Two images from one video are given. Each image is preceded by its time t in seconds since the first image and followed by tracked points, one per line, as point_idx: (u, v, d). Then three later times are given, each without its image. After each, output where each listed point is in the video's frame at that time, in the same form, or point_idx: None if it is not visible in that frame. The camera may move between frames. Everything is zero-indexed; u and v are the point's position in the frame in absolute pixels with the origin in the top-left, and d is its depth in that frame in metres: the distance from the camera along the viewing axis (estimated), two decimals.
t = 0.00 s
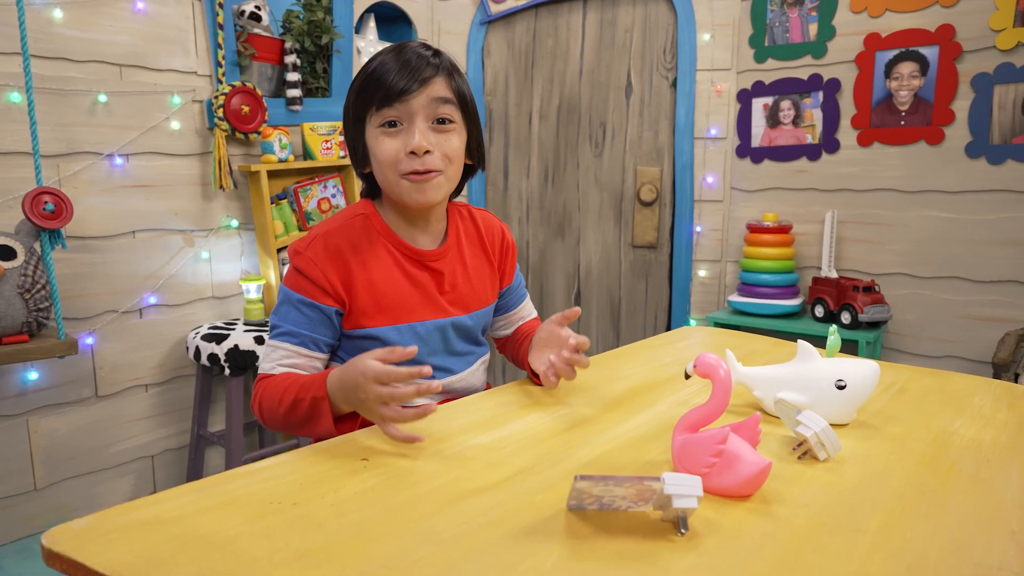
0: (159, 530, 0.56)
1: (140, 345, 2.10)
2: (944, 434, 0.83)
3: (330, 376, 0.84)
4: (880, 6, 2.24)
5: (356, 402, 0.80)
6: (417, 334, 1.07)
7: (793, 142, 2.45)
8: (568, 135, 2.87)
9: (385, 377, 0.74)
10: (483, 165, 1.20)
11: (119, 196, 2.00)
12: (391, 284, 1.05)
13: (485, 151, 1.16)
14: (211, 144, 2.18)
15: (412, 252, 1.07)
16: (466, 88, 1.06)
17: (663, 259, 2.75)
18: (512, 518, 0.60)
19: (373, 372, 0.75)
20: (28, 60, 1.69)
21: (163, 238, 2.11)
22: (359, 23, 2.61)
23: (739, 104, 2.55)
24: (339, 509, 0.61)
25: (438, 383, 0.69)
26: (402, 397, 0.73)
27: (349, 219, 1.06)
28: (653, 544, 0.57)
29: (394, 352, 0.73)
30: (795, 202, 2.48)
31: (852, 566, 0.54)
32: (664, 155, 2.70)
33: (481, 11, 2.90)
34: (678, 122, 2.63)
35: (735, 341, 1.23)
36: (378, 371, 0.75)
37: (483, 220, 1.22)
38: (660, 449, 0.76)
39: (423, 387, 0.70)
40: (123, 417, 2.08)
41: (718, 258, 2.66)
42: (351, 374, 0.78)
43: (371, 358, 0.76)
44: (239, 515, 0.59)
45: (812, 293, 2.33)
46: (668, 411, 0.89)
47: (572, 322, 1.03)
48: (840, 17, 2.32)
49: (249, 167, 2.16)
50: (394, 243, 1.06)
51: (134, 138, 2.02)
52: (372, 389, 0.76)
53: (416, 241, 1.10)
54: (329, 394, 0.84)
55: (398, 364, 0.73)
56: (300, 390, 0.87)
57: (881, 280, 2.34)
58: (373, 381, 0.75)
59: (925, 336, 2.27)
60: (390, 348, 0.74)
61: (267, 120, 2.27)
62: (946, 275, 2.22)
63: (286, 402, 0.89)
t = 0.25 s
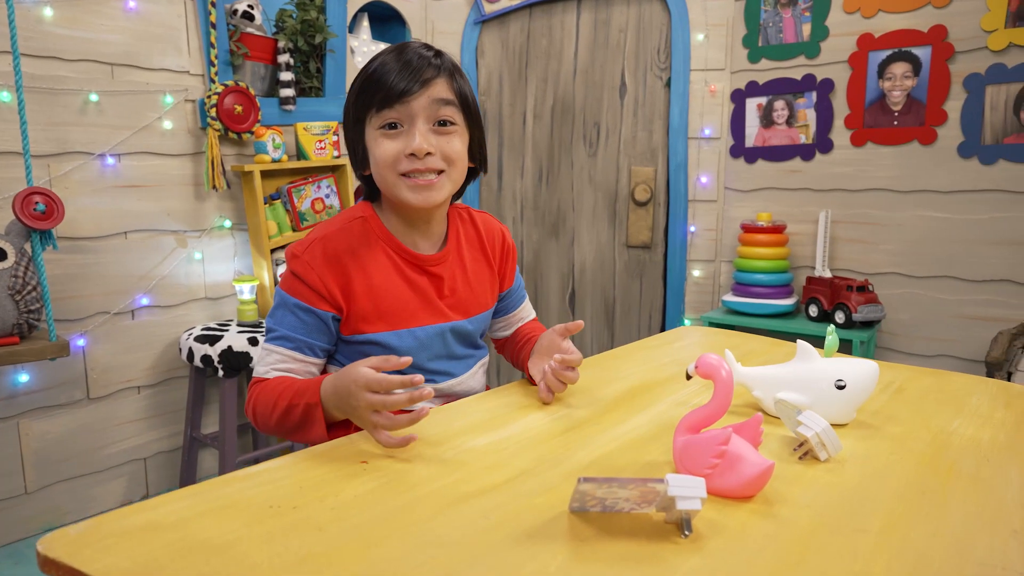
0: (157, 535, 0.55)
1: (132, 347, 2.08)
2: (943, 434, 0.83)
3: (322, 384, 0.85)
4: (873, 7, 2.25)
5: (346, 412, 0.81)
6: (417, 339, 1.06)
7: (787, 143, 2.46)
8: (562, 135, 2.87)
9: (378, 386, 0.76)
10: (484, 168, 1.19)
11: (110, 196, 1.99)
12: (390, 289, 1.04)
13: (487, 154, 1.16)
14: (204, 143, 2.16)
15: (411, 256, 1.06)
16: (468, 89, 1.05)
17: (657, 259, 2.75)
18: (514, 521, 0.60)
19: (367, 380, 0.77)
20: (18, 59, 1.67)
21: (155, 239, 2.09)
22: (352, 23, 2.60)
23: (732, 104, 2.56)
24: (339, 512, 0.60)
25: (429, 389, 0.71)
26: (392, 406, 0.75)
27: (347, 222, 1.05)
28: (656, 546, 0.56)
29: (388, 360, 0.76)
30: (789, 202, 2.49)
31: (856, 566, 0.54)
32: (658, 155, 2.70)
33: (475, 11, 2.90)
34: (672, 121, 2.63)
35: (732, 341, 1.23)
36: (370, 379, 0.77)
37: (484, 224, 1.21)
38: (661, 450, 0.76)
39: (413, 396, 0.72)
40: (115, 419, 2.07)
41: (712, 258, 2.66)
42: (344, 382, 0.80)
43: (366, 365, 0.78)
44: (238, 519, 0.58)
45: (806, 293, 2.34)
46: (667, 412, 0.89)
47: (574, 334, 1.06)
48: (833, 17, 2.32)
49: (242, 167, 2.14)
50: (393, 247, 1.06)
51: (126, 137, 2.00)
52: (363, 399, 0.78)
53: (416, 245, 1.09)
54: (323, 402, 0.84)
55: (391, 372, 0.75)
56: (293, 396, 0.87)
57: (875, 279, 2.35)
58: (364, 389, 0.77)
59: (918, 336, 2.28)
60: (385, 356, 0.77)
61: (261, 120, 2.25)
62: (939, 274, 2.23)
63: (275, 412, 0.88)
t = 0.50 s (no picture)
0: (157, 542, 0.55)
1: (124, 349, 2.06)
2: (940, 434, 0.83)
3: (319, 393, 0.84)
4: (866, 8, 2.26)
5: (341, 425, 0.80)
6: (416, 345, 1.06)
7: (780, 143, 2.47)
8: (556, 136, 2.87)
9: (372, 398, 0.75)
10: (485, 172, 1.19)
11: (102, 197, 1.97)
12: (388, 295, 1.03)
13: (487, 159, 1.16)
14: (196, 144, 2.15)
15: (409, 262, 1.06)
16: (469, 93, 1.05)
17: (651, 259, 2.75)
18: (517, 524, 0.60)
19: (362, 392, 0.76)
20: (9, 60, 1.66)
21: (147, 240, 2.08)
22: (346, 23, 2.59)
23: (726, 105, 2.56)
24: (341, 517, 0.60)
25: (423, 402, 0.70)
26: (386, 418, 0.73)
27: (344, 228, 1.04)
28: (660, 549, 0.56)
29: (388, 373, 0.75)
30: (782, 202, 2.50)
31: (859, 567, 0.54)
32: (652, 156, 2.70)
33: (469, 11, 2.89)
34: (666, 122, 2.63)
35: (729, 342, 1.23)
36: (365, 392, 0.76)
37: (482, 227, 1.21)
38: (661, 452, 0.76)
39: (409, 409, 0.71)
40: (107, 422, 2.05)
41: (705, 259, 2.67)
42: (339, 394, 0.79)
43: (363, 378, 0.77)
44: (239, 525, 0.58)
45: (799, 293, 2.35)
46: (667, 413, 0.89)
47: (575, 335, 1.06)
48: (826, 18, 2.33)
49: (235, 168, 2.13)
50: (390, 253, 1.05)
51: (118, 138, 1.99)
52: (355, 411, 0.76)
53: (414, 250, 1.09)
54: (319, 412, 0.84)
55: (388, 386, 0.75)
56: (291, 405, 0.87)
57: (868, 279, 2.36)
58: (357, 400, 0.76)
59: (911, 335, 2.30)
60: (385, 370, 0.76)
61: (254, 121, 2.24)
62: (931, 274, 2.25)
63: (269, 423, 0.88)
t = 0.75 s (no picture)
0: (159, 547, 0.54)
1: (115, 350, 2.05)
2: (938, 433, 0.84)
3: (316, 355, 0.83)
4: (857, 9, 2.27)
5: (346, 377, 0.80)
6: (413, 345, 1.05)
7: (772, 144, 2.48)
8: (549, 136, 2.87)
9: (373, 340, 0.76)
10: (482, 172, 1.19)
11: (93, 197, 1.95)
12: (384, 296, 1.03)
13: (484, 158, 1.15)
14: (188, 144, 2.13)
15: (405, 262, 1.05)
16: (465, 91, 1.04)
17: (644, 259, 2.76)
18: (522, 526, 0.60)
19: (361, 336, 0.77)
20: None
21: (139, 240, 2.06)
22: (338, 22, 2.58)
23: (718, 105, 2.57)
24: (344, 520, 0.60)
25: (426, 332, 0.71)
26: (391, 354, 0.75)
27: (339, 228, 1.04)
28: (666, 550, 0.56)
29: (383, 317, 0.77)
30: (775, 203, 2.51)
31: (865, 567, 0.54)
32: (644, 156, 2.71)
33: (462, 11, 2.89)
34: (658, 122, 2.64)
35: (726, 342, 1.24)
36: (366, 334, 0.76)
37: (477, 226, 1.21)
38: (663, 452, 0.76)
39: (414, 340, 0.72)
40: (98, 424, 2.03)
41: (698, 259, 2.68)
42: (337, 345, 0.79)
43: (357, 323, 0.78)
44: (242, 528, 0.57)
45: (792, 293, 2.36)
46: (667, 413, 0.89)
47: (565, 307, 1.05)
48: (818, 19, 2.34)
49: (227, 168, 2.11)
50: (385, 253, 1.05)
51: (108, 137, 1.97)
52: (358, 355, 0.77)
53: (411, 251, 1.08)
54: (318, 372, 0.83)
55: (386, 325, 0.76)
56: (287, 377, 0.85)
57: (859, 279, 2.37)
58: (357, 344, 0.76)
59: (902, 335, 2.31)
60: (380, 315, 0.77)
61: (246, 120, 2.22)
62: (922, 274, 2.27)
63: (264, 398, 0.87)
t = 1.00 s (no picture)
0: (160, 553, 0.53)
1: (107, 352, 2.03)
2: (936, 433, 0.84)
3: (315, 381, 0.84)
4: (849, 10, 2.28)
5: (342, 401, 0.80)
6: (408, 345, 1.04)
7: (765, 144, 2.49)
8: (542, 136, 2.87)
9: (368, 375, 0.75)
10: (475, 173, 1.19)
11: (84, 197, 1.93)
12: (379, 296, 1.02)
13: (477, 160, 1.15)
14: (180, 144, 2.12)
15: (400, 262, 1.04)
16: (460, 93, 1.04)
17: (637, 260, 2.76)
18: (525, 529, 0.59)
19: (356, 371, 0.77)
20: None
21: (130, 241, 2.05)
22: (331, 22, 2.57)
23: (711, 106, 2.58)
24: (346, 524, 0.59)
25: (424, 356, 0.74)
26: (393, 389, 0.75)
27: (334, 228, 1.03)
28: (670, 552, 0.56)
29: (374, 347, 0.73)
30: (768, 203, 2.52)
31: (869, 567, 0.54)
32: (638, 156, 2.71)
33: (455, 11, 2.88)
34: (652, 123, 2.64)
35: (722, 342, 1.24)
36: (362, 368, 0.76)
37: (472, 226, 1.21)
38: (664, 454, 0.76)
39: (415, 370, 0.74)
40: (90, 427, 2.01)
41: (691, 259, 2.68)
42: (336, 374, 0.79)
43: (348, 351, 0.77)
44: (243, 533, 0.57)
45: (785, 293, 2.37)
46: (667, 414, 0.89)
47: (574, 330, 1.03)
48: (810, 20, 2.36)
49: (220, 168, 2.10)
50: (380, 253, 1.04)
51: (100, 138, 1.95)
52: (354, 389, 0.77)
53: (404, 250, 1.07)
54: (318, 398, 0.83)
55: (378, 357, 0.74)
56: (287, 397, 0.85)
57: (852, 279, 2.39)
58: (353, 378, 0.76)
59: (894, 334, 2.33)
60: (372, 344, 0.74)
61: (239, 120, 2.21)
62: (914, 274, 2.28)
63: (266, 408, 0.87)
